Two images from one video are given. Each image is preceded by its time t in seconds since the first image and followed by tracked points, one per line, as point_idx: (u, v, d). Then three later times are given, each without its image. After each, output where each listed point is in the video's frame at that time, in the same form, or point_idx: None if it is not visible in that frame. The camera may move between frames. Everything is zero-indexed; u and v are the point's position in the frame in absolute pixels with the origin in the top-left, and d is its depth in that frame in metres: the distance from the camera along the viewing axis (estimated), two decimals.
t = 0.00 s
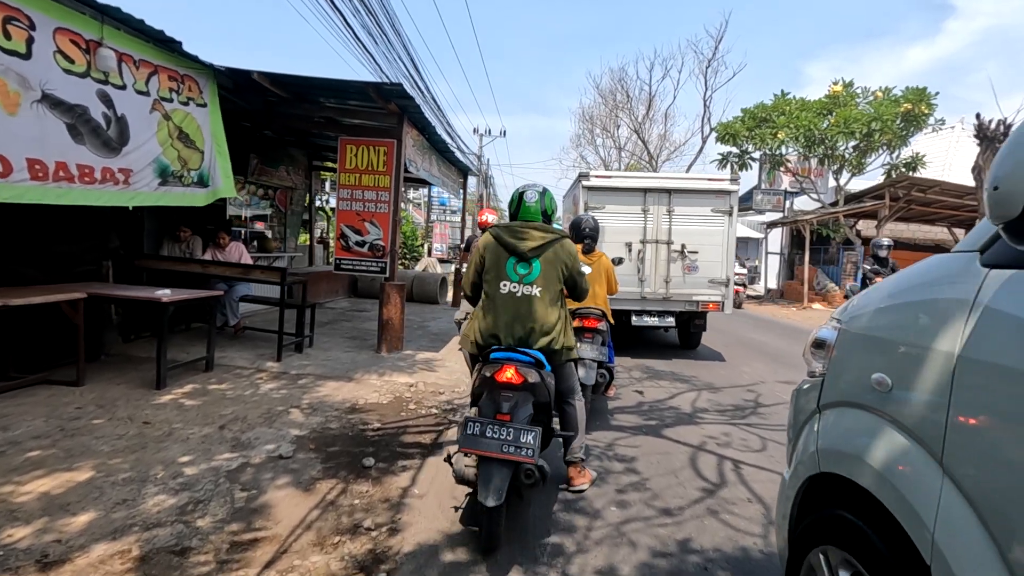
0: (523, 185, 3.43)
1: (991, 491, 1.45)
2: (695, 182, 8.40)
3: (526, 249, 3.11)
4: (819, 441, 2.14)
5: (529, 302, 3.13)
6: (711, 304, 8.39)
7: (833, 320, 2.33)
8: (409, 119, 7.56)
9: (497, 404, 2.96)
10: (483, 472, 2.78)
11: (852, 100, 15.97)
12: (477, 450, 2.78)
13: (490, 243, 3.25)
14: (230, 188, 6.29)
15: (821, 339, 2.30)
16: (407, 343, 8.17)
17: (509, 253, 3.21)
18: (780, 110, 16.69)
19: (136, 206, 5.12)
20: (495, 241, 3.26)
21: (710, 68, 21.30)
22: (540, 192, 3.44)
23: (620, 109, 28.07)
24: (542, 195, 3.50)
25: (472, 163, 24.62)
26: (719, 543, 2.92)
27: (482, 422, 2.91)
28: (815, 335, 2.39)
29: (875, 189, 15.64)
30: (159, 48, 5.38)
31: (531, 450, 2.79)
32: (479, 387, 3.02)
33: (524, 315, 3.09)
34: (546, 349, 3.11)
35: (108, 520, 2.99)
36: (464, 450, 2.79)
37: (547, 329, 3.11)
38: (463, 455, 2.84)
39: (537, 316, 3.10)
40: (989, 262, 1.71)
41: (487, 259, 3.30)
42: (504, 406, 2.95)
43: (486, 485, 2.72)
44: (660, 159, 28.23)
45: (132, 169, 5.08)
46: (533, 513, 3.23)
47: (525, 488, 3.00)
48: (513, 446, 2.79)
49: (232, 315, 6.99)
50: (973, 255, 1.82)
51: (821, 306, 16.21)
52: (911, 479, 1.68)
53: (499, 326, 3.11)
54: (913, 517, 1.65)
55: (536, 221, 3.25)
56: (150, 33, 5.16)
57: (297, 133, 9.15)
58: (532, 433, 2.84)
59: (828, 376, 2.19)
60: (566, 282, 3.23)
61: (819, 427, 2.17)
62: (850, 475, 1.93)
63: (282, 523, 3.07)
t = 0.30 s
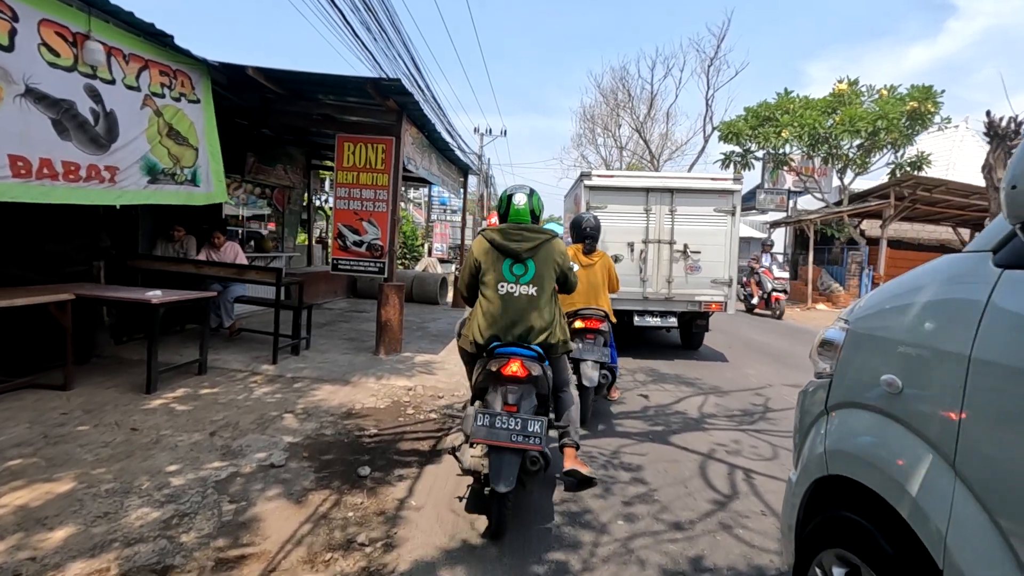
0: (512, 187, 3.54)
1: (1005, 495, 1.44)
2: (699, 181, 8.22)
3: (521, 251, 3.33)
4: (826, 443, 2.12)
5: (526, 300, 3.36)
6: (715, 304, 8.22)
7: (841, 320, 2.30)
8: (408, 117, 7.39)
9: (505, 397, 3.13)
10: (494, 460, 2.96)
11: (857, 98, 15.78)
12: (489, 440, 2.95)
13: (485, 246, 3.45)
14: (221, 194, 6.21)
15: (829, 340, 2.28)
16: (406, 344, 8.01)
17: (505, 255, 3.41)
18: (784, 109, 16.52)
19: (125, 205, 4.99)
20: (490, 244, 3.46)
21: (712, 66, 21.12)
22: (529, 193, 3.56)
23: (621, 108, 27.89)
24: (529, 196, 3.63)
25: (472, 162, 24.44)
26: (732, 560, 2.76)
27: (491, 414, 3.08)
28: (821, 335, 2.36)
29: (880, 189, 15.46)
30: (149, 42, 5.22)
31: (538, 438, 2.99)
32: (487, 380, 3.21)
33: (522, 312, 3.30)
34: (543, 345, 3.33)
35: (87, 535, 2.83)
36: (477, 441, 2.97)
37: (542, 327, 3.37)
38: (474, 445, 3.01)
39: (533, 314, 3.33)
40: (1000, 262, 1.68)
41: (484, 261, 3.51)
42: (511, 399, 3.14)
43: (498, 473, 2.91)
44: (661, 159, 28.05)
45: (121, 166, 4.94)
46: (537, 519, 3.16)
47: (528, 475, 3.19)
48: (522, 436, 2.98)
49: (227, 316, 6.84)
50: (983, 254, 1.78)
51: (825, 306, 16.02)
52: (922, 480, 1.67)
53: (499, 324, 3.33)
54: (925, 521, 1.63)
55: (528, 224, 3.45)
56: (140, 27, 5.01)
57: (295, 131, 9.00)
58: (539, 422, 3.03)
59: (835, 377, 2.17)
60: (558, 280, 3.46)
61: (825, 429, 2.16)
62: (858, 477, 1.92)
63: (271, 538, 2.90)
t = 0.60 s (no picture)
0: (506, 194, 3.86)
1: None
2: (702, 182, 7.97)
3: (520, 252, 3.58)
4: (841, 450, 2.05)
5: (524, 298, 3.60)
6: (720, 305, 8.02)
7: (857, 323, 2.21)
8: (407, 113, 7.20)
9: (510, 386, 3.32)
10: (501, 446, 3.15)
11: (862, 96, 15.57)
12: (496, 428, 3.13)
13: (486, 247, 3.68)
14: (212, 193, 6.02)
15: (844, 345, 2.19)
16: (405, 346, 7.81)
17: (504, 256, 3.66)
18: (788, 107, 16.35)
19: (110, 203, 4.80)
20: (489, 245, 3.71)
21: (715, 65, 20.94)
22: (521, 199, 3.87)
23: (622, 107, 27.68)
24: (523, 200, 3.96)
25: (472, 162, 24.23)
26: None
27: (497, 403, 3.26)
28: (836, 340, 2.27)
29: (885, 188, 15.24)
30: (138, 34, 5.03)
31: (542, 424, 3.20)
32: (489, 372, 3.35)
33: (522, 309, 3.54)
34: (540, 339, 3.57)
35: (57, 557, 2.63)
36: (483, 428, 3.14)
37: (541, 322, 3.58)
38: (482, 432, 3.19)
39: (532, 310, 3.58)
40: None
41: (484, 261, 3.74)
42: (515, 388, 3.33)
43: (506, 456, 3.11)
44: (663, 158, 27.83)
45: (106, 164, 4.75)
46: (540, 536, 2.97)
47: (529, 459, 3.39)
48: (527, 422, 3.18)
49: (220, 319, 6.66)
50: (1010, 257, 1.74)
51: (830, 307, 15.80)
52: (951, 491, 1.60)
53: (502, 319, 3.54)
54: (951, 532, 1.58)
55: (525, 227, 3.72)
56: (128, 18, 4.81)
57: (292, 129, 8.81)
58: (543, 410, 3.24)
59: (851, 381, 2.09)
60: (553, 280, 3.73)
61: (840, 435, 2.10)
62: (876, 485, 1.86)
63: (256, 559, 2.71)
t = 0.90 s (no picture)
0: (505, 195, 4.02)
1: None
2: (705, 179, 7.74)
3: (513, 253, 3.78)
4: (851, 457, 2.01)
5: (516, 296, 3.81)
6: (723, 305, 7.79)
7: (866, 327, 2.17)
8: (402, 109, 6.98)
9: (504, 378, 3.49)
10: (495, 434, 3.33)
11: (867, 93, 15.32)
12: (491, 417, 3.30)
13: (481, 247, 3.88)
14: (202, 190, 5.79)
15: (853, 349, 2.14)
16: (399, 349, 7.59)
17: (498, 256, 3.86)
18: (792, 105, 16.19)
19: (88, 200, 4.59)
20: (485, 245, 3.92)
21: (717, 63, 20.70)
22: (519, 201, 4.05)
23: (623, 106, 27.40)
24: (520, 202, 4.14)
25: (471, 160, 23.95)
26: None
27: (492, 394, 3.43)
28: (843, 344, 2.22)
29: (890, 187, 14.99)
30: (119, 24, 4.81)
31: (535, 414, 3.36)
32: (483, 365, 3.57)
33: (513, 306, 3.76)
34: (530, 334, 3.78)
35: None
36: (479, 418, 3.31)
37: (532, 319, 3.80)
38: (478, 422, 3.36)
39: (522, 306, 3.79)
40: None
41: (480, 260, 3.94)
42: (509, 379, 3.50)
43: (499, 445, 3.28)
44: (665, 157, 27.53)
45: (82, 159, 4.53)
46: (536, 557, 2.77)
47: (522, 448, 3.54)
48: (520, 413, 3.35)
49: (209, 320, 6.46)
50: None
51: (835, 308, 15.52)
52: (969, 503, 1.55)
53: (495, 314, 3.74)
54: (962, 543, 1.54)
55: (519, 228, 3.92)
56: (107, 6, 4.59)
57: (285, 125, 8.60)
58: (535, 400, 3.41)
59: (861, 386, 2.06)
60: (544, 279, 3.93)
61: (850, 442, 2.06)
62: (888, 496, 1.81)
63: None
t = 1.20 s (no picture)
0: (505, 194, 4.15)
1: None
2: (709, 177, 7.54)
3: (509, 251, 3.94)
4: (856, 463, 1.92)
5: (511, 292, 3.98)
6: (726, 306, 7.59)
7: (875, 327, 2.07)
8: (398, 104, 6.79)
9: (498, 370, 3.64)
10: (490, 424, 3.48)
11: (872, 91, 15.11)
12: (486, 408, 3.45)
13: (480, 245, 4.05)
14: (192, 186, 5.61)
15: (863, 350, 2.04)
16: (396, 351, 7.39)
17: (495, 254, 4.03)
18: (795, 102, 15.98)
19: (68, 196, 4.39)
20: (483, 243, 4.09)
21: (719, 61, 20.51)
22: (519, 199, 4.17)
23: (624, 105, 27.18)
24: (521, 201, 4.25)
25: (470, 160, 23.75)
26: None
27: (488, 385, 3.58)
28: (852, 344, 2.12)
29: (895, 186, 14.78)
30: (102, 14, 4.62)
31: (528, 405, 3.52)
32: (480, 359, 3.73)
33: (507, 302, 3.93)
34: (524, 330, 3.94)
35: None
36: (475, 408, 3.47)
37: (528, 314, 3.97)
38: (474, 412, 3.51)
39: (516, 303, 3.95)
40: None
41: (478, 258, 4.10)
42: (504, 371, 3.65)
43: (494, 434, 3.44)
44: (666, 157, 27.31)
45: (61, 153, 4.34)
46: None
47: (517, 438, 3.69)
48: (514, 403, 3.51)
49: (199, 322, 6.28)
50: None
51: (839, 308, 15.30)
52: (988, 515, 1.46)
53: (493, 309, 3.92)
54: (980, 551, 1.46)
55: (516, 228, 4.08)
56: None
57: (280, 122, 8.42)
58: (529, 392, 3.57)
59: (866, 388, 1.97)
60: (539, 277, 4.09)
61: (856, 446, 1.96)
62: (897, 503, 1.71)
63: None
